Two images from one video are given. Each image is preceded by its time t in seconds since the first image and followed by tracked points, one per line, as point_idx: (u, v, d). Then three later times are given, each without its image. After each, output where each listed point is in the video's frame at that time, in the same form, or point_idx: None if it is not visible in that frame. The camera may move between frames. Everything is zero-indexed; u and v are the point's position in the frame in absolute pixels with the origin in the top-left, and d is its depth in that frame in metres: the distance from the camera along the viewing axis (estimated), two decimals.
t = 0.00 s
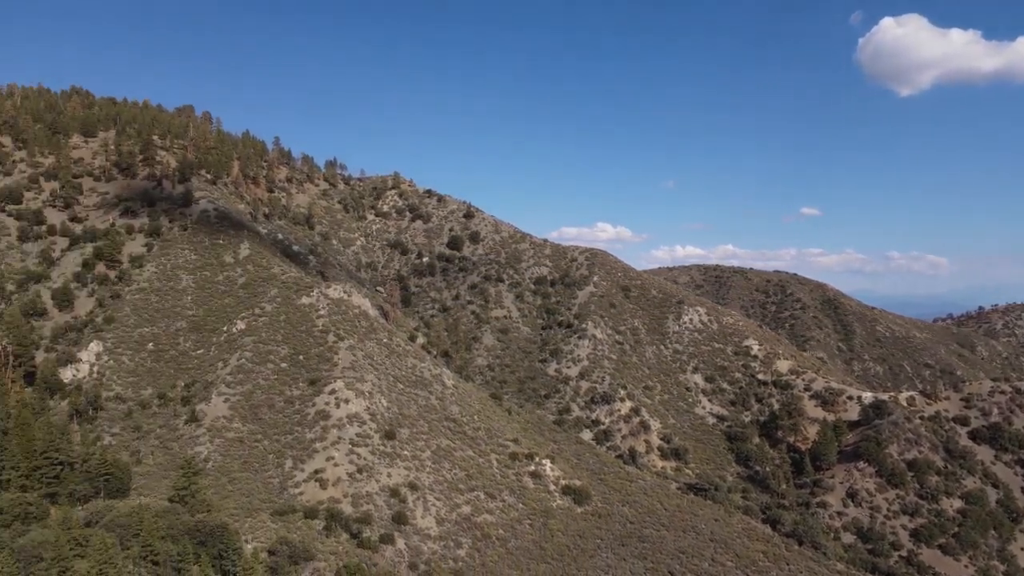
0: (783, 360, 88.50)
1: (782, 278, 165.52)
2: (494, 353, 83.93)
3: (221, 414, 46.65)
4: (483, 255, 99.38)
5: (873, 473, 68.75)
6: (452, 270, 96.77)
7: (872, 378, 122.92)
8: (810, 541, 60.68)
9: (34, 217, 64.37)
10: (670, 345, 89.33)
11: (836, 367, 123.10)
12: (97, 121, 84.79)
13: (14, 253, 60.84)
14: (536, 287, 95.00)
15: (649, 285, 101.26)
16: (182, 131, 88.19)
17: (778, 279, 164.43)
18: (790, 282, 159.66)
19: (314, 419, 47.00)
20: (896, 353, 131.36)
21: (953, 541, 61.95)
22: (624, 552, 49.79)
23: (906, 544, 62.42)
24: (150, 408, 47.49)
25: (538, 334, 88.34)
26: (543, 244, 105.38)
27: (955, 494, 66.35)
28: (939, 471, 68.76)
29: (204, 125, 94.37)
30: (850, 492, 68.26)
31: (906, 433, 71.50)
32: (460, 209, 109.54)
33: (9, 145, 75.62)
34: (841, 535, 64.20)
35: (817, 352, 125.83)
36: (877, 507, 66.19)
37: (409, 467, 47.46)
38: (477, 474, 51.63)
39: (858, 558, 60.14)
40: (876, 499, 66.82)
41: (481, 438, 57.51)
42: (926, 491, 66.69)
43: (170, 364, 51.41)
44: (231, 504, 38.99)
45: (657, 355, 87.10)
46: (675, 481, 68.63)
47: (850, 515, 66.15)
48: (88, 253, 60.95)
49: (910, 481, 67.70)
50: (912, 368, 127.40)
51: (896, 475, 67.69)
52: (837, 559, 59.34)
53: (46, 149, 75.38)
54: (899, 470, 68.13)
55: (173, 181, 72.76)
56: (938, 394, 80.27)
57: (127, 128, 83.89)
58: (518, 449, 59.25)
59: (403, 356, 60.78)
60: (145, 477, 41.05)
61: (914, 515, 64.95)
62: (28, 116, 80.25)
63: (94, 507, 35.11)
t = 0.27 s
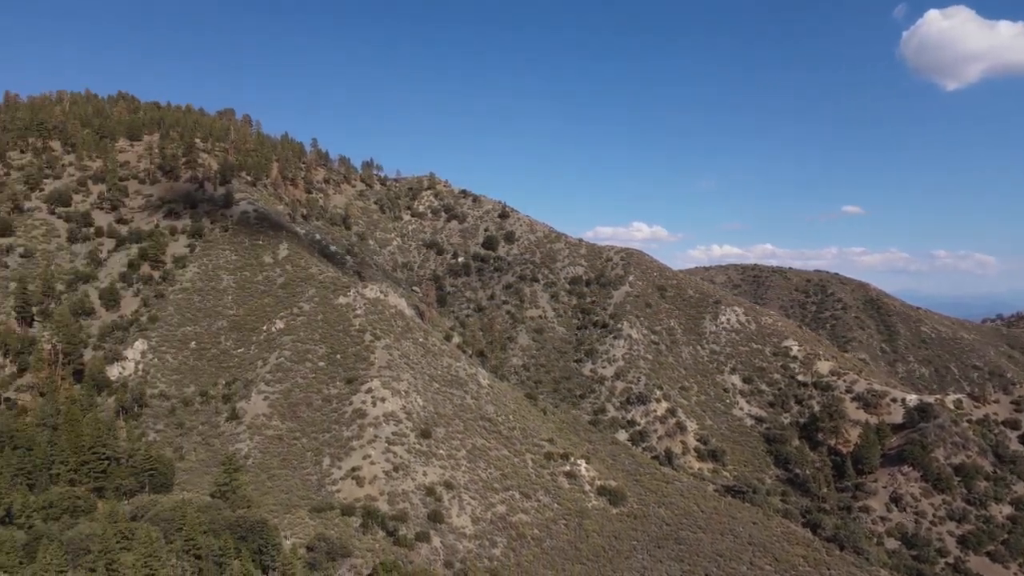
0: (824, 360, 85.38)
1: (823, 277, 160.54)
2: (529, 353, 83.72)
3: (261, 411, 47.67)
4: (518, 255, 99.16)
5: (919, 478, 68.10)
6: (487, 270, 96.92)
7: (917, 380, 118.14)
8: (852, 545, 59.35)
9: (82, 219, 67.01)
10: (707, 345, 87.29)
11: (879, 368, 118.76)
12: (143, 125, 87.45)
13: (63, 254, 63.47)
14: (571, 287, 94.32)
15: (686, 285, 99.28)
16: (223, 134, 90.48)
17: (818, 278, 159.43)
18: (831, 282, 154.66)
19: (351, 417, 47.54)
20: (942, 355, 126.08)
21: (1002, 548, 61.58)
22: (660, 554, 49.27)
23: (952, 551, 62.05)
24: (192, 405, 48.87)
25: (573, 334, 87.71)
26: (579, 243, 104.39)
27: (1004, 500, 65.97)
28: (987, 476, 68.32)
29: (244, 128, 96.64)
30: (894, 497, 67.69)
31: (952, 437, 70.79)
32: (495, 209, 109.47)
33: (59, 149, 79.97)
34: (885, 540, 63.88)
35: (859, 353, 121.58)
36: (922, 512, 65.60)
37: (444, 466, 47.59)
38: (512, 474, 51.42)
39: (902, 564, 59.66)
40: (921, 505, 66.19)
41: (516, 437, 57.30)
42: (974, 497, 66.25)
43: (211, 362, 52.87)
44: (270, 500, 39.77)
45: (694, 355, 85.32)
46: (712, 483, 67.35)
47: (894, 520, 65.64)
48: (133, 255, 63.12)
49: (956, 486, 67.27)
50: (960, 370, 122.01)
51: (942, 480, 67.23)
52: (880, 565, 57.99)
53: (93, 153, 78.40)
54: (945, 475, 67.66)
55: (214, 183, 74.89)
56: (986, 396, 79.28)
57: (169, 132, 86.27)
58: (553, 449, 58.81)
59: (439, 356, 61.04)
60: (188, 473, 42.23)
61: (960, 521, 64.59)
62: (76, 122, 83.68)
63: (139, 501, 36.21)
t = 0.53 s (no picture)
0: (869, 362, 82.50)
1: (870, 276, 154.72)
2: (566, 353, 83.21)
3: (302, 410, 48.60)
4: (556, 255, 98.63)
5: (970, 484, 64.93)
6: (525, 270, 96.75)
7: (969, 384, 112.70)
8: (900, 553, 58.33)
9: (131, 221, 69.68)
10: (748, 346, 84.93)
11: (928, 370, 113.79)
12: (188, 128, 90.19)
13: (113, 255, 66.14)
14: (608, 287, 93.38)
15: (726, 285, 95.92)
16: (265, 137, 92.71)
17: (864, 277, 153.61)
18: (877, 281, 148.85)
19: (389, 416, 47.98)
20: (996, 357, 120.18)
21: None
22: (699, 557, 48.96)
23: (1006, 559, 59.22)
24: (236, 403, 50.20)
25: (611, 334, 86.76)
26: (616, 243, 103.09)
27: None
28: None
29: (286, 131, 98.83)
30: (943, 503, 64.88)
31: (1005, 442, 68.03)
32: (533, 209, 109.08)
33: (109, 153, 83.04)
34: (934, 547, 61.18)
35: (907, 354, 116.75)
36: (975, 519, 62.63)
37: (481, 465, 47.57)
38: (549, 474, 51.02)
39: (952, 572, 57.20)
40: (974, 511, 63.17)
41: (554, 437, 56.84)
42: None
43: (254, 361, 54.26)
44: (311, 497, 40.43)
45: (734, 356, 83.27)
46: (753, 486, 65.82)
47: (944, 527, 62.89)
48: (179, 255, 65.21)
49: (1010, 493, 64.08)
50: (1016, 373, 116.21)
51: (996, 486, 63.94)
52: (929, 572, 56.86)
53: (141, 156, 81.30)
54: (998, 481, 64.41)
55: (258, 186, 76.97)
56: None
57: (214, 135, 88.75)
58: (591, 449, 58.14)
59: (477, 355, 61.17)
60: (231, 469, 43.29)
61: (1016, 529, 61.58)
62: (125, 126, 87.02)
63: (185, 496, 37.30)
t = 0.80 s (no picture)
0: (914, 364, 79.25)
1: (915, 275, 148.92)
2: (602, 353, 82.54)
3: (338, 408, 49.34)
4: (591, 254, 97.88)
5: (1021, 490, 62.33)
6: (560, 269, 96.35)
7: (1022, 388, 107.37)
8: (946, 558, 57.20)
9: (174, 223, 71.87)
10: (787, 347, 82.39)
11: (977, 373, 108.92)
12: (229, 131, 92.71)
13: (157, 256, 68.40)
14: (644, 287, 92.10)
15: (764, 285, 92.84)
16: (303, 138, 94.51)
17: (908, 277, 147.81)
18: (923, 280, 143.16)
19: (425, 414, 48.29)
20: None
21: None
22: (738, 560, 48.17)
23: None
24: (275, 401, 51.35)
25: (646, 334, 85.58)
26: (652, 242, 101.63)
27: None
28: None
29: (323, 133, 100.52)
30: (992, 508, 62.80)
31: None
32: (568, 208, 108.35)
33: (154, 156, 85.60)
34: (982, 554, 59.46)
35: (955, 356, 112.01)
36: None
37: (516, 464, 47.44)
38: (584, 474, 50.47)
39: None
40: None
41: (589, 437, 56.23)
42: None
43: (292, 360, 55.31)
44: (348, 494, 41.01)
45: (772, 357, 80.92)
46: (793, 490, 65.20)
47: (993, 534, 60.92)
48: (220, 256, 66.97)
49: None
50: None
51: None
52: None
53: (184, 159, 83.81)
54: None
55: (297, 188, 78.58)
56: None
57: (254, 138, 90.85)
58: (626, 450, 57.32)
59: (512, 355, 61.10)
60: (271, 466, 44.20)
61: None
62: (168, 130, 89.85)
63: (226, 492, 38.19)
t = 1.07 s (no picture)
0: (961, 366, 76.53)
1: (963, 275, 142.64)
2: (637, 353, 81.59)
3: (374, 406, 49.78)
4: (626, 254, 96.74)
5: None
6: (595, 269, 95.60)
7: None
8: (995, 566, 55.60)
9: (215, 224, 73.83)
10: (827, 347, 79.74)
11: None
12: (267, 134, 94.89)
13: (199, 256, 70.36)
14: (680, 287, 90.24)
15: (803, 284, 89.73)
16: (340, 140, 96.00)
17: (955, 276, 141.76)
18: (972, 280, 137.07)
19: (460, 414, 48.44)
20: None
21: None
22: (777, 565, 47.12)
23: None
24: (312, 399, 52.24)
25: (682, 334, 84.12)
26: (687, 241, 98.91)
27: None
28: None
29: (359, 134, 101.88)
30: None
31: None
32: (603, 208, 107.25)
33: (195, 158, 88.00)
34: None
35: (1005, 359, 107.10)
36: None
37: (551, 464, 47.14)
38: (620, 474, 49.86)
39: None
40: None
41: (624, 438, 55.53)
42: None
43: (329, 359, 56.17)
44: (384, 492, 41.43)
45: (812, 358, 78.47)
46: (833, 493, 63.69)
47: None
48: (260, 256, 68.48)
49: None
50: None
51: None
52: None
53: (225, 161, 85.91)
54: None
55: (333, 189, 79.81)
56: None
57: (292, 140, 92.61)
58: (661, 451, 56.36)
59: (547, 355, 60.84)
60: (308, 463, 45.02)
61: None
62: (209, 133, 92.37)
63: (264, 488, 38.98)
